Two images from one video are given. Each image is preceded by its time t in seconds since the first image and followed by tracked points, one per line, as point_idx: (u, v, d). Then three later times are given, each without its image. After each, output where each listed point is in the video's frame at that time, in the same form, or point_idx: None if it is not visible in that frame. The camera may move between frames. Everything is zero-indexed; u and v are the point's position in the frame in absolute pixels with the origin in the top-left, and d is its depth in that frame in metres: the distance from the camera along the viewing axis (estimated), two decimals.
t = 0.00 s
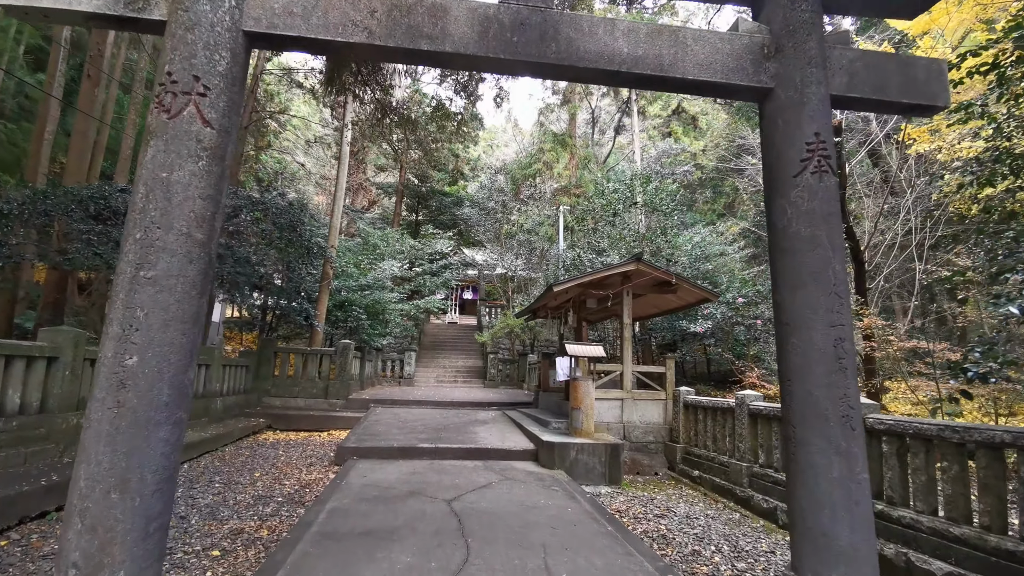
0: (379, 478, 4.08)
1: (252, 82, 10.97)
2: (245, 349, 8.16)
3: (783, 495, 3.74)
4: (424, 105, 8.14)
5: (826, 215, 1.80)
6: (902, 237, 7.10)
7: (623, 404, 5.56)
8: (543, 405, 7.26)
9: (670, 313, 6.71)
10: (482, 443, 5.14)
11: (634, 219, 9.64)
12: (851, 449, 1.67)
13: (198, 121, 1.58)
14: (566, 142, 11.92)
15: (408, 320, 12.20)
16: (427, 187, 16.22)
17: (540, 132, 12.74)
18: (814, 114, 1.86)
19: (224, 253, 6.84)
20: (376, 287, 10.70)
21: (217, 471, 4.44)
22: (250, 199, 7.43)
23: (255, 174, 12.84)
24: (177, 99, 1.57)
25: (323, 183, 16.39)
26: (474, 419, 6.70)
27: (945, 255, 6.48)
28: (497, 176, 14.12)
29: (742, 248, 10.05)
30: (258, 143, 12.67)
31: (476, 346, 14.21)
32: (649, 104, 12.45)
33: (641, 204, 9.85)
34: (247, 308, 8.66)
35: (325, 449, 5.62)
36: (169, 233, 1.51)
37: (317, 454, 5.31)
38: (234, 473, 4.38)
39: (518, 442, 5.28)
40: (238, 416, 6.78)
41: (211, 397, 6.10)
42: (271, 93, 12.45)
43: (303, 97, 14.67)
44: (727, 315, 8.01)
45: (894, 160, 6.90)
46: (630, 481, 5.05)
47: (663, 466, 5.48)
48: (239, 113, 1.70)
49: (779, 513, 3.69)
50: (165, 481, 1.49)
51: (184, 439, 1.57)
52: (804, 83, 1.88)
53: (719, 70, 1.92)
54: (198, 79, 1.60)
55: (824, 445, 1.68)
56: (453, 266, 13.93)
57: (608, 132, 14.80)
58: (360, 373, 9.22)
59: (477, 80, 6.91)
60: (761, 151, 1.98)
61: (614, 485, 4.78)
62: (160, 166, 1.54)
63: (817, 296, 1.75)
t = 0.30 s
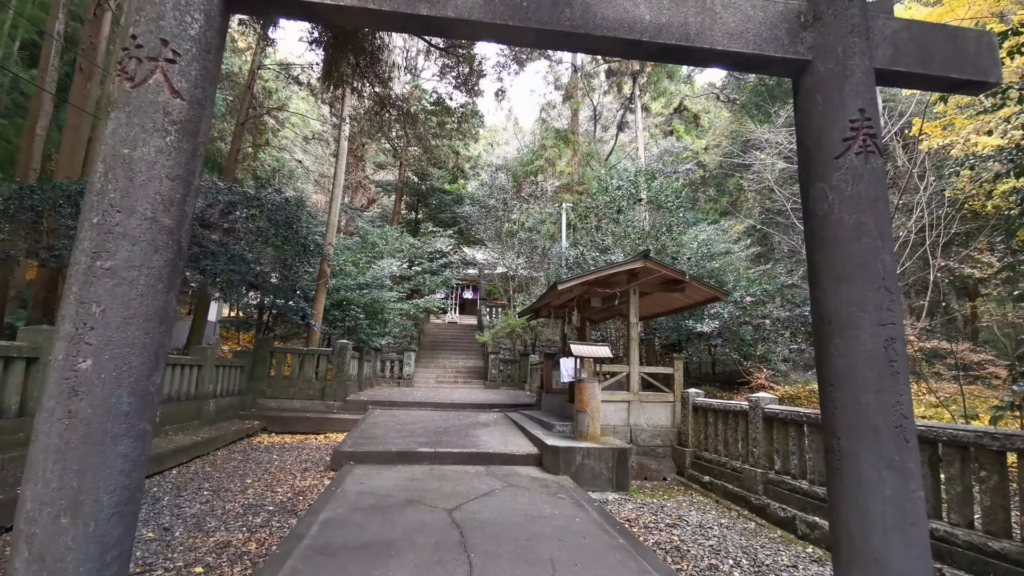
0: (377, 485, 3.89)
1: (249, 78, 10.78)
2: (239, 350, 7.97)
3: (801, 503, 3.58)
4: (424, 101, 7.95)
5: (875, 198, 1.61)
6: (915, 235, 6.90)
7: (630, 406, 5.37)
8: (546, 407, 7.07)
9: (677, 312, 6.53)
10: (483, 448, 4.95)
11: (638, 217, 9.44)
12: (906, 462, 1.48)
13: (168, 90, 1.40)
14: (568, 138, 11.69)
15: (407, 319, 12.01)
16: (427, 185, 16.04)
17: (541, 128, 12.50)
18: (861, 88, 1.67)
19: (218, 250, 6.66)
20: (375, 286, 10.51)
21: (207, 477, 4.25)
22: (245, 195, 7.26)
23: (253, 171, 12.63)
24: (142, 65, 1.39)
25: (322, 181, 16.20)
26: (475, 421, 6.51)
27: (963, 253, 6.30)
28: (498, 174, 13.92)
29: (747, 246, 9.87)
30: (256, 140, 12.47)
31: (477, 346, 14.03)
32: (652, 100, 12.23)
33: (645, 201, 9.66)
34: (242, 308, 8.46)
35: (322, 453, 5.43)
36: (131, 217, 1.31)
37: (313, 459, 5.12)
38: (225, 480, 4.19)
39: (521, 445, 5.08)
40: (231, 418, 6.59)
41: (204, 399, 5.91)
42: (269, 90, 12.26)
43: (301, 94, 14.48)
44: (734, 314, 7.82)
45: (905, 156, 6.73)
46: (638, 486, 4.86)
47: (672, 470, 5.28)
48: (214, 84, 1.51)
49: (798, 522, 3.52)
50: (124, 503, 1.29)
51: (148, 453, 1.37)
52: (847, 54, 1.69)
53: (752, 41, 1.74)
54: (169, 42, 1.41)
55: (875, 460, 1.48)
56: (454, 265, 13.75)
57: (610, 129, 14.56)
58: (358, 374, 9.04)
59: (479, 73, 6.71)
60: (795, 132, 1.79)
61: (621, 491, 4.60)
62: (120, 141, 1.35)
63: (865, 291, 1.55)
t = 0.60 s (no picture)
0: (373, 491, 3.69)
1: (246, 72, 10.57)
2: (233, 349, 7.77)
3: (822, 511, 3.38)
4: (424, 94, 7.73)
5: (936, 172, 1.41)
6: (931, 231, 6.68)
7: (637, 407, 5.17)
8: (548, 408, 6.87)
9: (684, 310, 6.33)
10: (485, 451, 4.74)
11: (642, 214, 9.23)
12: (977, 475, 1.28)
13: (119, 42, 1.21)
14: (571, 133, 11.45)
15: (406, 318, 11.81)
16: (427, 182, 15.83)
17: (542, 124, 12.26)
18: (917, 49, 1.47)
19: (210, 245, 6.47)
20: (374, 284, 10.30)
21: (195, 483, 4.04)
22: (239, 189, 7.08)
23: (250, 168, 12.42)
24: (91, 14, 1.20)
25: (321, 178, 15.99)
26: (476, 422, 6.30)
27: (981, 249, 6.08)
28: (500, 171, 13.71)
29: (754, 244, 9.66)
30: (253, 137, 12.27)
31: (477, 345, 13.84)
32: (656, 96, 12.01)
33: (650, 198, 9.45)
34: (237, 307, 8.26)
35: (317, 456, 5.23)
36: (74, 188, 1.12)
37: (306, 462, 4.91)
38: (213, 485, 3.98)
39: (524, 448, 4.88)
40: (224, 420, 6.39)
41: (195, 400, 5.70)
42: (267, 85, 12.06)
43: (299, 90, 14.28)
44: (742, 313, 7.61)
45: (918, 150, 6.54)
46: (645, 491, 4.65)
47: (680, 474, 5.08)
48: (177, 37, 1.31)
49: (819, 531, 3.33)
50: (65, 527, 1.07)
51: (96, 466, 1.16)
52: (899, 11, 1.50)
53: None
54: None
55: (943, 472, 1.28)
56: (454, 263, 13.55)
57: (612, 125, 14.32)
58: (356, 374, 8.84)
59: (481, 65, 6.49)
60: (840, 101, 1.59)
61: (629, 496, 4.40)
62: (62, 100, 1.15)
63: (927, 278, 1.35)
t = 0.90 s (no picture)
0: (366, 501, 3.47)
1: (241, 67, 10.38)
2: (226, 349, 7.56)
3: (846, 522, 3.18)
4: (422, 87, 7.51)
5: None
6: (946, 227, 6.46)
7: (643, 410, 4.95)
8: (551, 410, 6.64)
9: (691, 309, 6.12)
10: (485, 456, 4.52)
11: (646, 211, 9.02)
12: None
13: None
14: (573, 129, 11.25)
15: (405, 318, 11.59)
16: (426, 180, 15.62)
17: (544, 120, 12.07)
18: None
19: (201, 242, 6.26)
20: (371, 282, 10.08)
21: (178, 492, 3.82)
22: (231, 183, 6.96)
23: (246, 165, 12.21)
24: None
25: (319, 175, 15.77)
26: (476, 425, 6.08)
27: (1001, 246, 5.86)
28: (500, 168, 13.49)
29: (760, 241, 9.44)
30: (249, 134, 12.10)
31: (477, 345, 13.62)
32: (658, 92, 11.82)
33: (655, 194, 9.25)
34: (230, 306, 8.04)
35: (309, 462, 5.00)
36: None
37: (299, 468, 4.69)
38: (198, 494, 3.76)
39: (526, 453, 4.66)
40: (215, 423, 6.17)
41: (183, 403, 5.48)
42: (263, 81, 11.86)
43: (297, 86, 14.09)
44: (750, 312, 7.40)
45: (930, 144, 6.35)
46: (654, 499, 4.43)
47: (689, 481, 4.87)
48: None
49: (843, 544, 3.13)
50: None
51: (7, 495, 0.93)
52: None
53: None
54: None
55: None
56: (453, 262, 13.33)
57: (614, 122, 14.11)
58: (352, 375, 8.61)
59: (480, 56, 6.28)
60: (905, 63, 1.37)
61: (638, 505, 4.18)
62: None
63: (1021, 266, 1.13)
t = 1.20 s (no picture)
0: (363, 508, 3.30)
1: (239, 64, 10.25)
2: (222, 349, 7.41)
3: (869, 532, 3.02)
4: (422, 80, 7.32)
5: None
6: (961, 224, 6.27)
7: (650, 412, 4.78)
8: (554, 412, 6.47)
9: (699, 308, 5.93)
10: (487, 460, 4.35)
11: (650, 208, 8.87)
12: None
13: None
14: (575, 125, 11.10)
15: (404, 317, 11.43)
16: (426, 178, 15.45)
17: (545, 117, 11.92)
18: None
19: (194, 239, 6.09)
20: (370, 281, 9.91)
21: (165, 498, 3.65)
22: (225, 179, 6.97)
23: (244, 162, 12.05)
24: None
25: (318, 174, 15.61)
26: (477, 428, 5.91)
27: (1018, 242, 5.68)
28: (501, 166, 13.33)
29: (766, 239, 9.26)
30: (248, 133, 11.97)
31: (477, 345, 13.45)
32: (661, 90, 11.69)
33: (659, 192, 9.10)
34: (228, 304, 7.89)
35: (305, 465, 4.83)
36: None
37: (293, 472, 4.52)
38: (186, 501, 3.59)
39: (529, 457, 4.49)
40: (208, 425, 6.00)
41: (175, 405, 5.31)
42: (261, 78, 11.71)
43: (296, 84, 13.96)
44: (757, 311, 7.23)
45: (940, 140, 6.21)
46: (662, 504, 4.26)
47: (699, 485, 4.69)
48: None
49: (866, 555, 2.97)
50: None
51: None
52: None
53: None
54: None
55: None
56: (453, 261, 13.16)
57: (617, 119, 13.95)
58: (350, 376, 8.43)
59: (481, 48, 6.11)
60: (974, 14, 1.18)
61: (646, 511, 4.02)
62: None
63: None
